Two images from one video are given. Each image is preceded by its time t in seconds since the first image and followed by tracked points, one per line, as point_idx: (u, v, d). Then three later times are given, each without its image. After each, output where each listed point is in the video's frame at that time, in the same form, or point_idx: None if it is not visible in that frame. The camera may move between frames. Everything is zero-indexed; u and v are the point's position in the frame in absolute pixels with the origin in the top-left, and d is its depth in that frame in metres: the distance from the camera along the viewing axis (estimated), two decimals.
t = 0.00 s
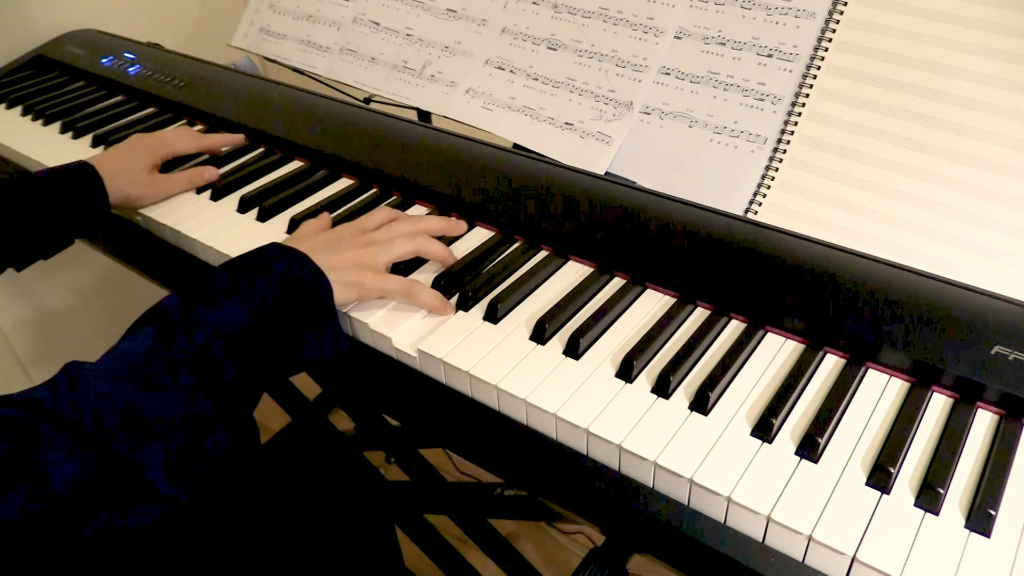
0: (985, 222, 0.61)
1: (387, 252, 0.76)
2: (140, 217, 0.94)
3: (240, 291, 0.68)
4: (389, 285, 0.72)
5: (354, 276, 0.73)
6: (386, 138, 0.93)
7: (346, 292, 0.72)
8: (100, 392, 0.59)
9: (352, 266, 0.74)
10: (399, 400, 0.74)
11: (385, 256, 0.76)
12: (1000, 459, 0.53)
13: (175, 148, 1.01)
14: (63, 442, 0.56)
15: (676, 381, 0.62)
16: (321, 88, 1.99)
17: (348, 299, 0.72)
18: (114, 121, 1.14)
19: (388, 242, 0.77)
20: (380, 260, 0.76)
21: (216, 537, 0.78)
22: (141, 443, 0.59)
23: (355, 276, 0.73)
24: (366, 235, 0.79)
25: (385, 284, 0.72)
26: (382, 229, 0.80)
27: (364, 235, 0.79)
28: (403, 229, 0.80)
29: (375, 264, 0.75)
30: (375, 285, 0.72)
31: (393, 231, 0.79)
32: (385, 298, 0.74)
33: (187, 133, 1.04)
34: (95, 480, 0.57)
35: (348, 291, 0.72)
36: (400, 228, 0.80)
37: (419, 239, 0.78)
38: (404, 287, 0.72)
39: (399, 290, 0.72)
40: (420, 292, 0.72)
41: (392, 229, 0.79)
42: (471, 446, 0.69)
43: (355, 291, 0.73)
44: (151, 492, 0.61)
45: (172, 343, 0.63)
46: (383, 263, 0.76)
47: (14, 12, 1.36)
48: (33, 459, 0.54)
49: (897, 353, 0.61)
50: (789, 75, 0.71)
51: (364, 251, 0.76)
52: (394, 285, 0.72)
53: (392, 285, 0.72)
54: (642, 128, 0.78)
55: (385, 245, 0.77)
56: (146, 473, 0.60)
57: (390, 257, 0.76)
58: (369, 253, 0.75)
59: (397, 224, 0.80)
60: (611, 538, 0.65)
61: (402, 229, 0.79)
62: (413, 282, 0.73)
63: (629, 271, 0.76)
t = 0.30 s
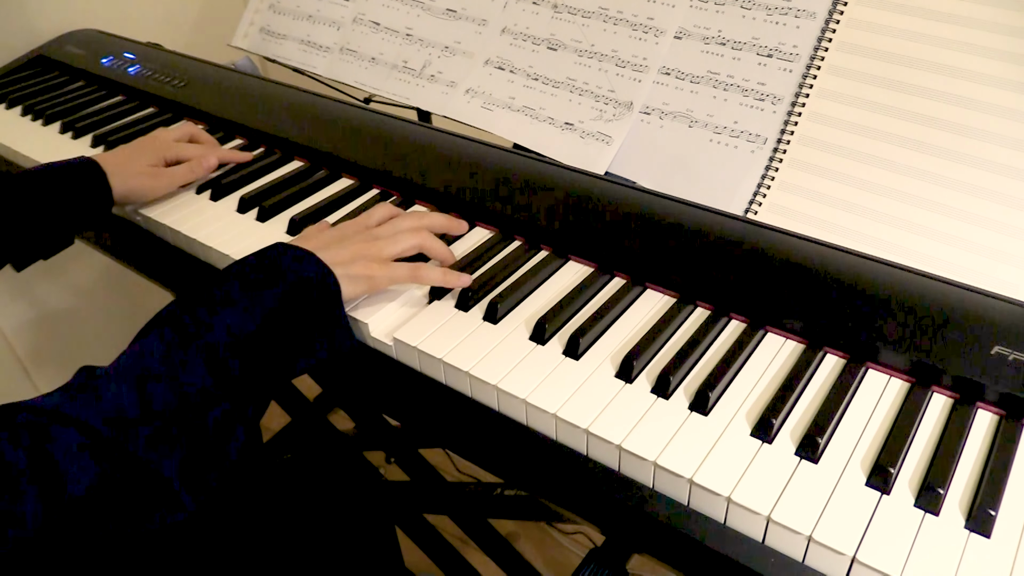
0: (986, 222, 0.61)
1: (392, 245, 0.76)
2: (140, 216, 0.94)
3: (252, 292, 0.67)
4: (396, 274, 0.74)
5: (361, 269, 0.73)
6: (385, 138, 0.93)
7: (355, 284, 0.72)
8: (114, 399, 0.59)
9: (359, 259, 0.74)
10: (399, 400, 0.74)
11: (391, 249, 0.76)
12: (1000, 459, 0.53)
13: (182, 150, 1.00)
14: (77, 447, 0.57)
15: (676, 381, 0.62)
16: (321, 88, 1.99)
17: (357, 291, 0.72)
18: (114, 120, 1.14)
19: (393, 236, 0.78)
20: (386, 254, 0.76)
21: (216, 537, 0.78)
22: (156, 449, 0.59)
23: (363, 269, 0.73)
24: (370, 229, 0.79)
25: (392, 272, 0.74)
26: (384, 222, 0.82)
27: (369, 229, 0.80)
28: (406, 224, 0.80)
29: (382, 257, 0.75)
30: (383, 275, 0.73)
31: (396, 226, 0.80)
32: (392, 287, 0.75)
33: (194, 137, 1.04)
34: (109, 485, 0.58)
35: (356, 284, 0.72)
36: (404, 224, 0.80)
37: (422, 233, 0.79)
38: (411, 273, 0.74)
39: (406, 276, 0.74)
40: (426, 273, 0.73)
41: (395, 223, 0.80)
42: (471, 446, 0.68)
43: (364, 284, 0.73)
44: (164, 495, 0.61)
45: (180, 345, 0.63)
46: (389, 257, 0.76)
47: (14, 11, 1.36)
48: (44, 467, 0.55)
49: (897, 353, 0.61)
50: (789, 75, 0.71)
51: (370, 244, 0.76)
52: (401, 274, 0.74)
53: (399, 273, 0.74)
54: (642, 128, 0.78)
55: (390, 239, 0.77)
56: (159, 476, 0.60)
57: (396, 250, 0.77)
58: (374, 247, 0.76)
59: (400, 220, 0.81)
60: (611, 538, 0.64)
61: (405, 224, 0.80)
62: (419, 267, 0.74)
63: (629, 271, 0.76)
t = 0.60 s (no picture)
0: (986, 222, 0.61)
1: (406, 243, 0.76)
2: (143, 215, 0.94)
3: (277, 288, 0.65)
4: (413, 272, 0.73)
5: (377, 267, 0.72)
6: (385, 138, 0.93)
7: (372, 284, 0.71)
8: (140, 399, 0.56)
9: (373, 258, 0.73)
10: (399, 400, 0.74)
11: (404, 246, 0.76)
12: (1000, 459, 0.53)
13: (185, 149, 1.00)
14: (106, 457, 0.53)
15: (676, 381, 0.62)
16: (321, 88, 1.99)
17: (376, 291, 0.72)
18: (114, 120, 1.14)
19: (406, 233, 0.77)
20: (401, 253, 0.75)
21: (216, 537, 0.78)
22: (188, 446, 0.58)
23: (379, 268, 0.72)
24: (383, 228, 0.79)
25: (409, 270, 0.73)
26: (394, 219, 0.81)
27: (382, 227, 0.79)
28: (415, 219, 0.80)
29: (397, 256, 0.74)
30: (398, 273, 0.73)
31: (408, 222, 0.79)
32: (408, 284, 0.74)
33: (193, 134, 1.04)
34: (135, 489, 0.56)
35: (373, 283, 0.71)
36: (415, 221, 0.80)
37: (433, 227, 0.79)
38: (428, 268, 0.73)
39: (424, 273, 0.73)
40: (444, 270, 0.73)
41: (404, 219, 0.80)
42: (471, 446, 0.68)
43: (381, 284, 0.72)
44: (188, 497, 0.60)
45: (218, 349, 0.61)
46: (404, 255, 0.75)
47: (14, 11, 1.36)
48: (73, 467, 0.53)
49: (896, 352, 0.61)
50: (788, 75, 0.71)
51: (384, 243, 0.75)
52: (417, 270, 0.73)
53: (417, 271, 0.73)
54: (642, 128, 0.78)
55: (403, 237, 0.77)
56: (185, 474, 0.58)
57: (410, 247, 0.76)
58: (389, 247, 0.75)
59: (410, 216, 0.80)
60: (611, 538, 0.64)
61: (416, 219, 0.80)
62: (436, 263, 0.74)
63: (629, 271, 0.76)
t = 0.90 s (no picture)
0: (986, 223, 0.61)
1: (422, 230, 0.76)
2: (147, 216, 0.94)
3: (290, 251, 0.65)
4: (427, 265, 0.73)
5: (395, 252, 0.72)
6: (385, 138, 0.93)
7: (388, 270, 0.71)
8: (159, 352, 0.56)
9: (391, 241, 0.73)
10: (399, 400, 0.74)
11: (420, 234, 0.76)
12: (1000, 459, 0.53)
13: (188, 149, 1.01)
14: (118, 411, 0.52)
15: (676, 381, 0.62)
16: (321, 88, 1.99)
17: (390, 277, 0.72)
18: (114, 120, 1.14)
19: (422, 220, 0.77)
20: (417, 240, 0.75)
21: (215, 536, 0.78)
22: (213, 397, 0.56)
23: (397, 253, 0.72)
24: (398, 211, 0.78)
25: (423, 262, 0.73)
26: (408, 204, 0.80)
27: (398, 211, 0.78)
28: (429, 206, 0.80)
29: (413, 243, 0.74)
30: (414, 263, 0.72)
31: (422, 207, 0.79)
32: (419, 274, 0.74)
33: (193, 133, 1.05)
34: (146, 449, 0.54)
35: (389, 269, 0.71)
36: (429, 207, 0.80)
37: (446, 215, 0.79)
38: (441, 266, 0.73)
39: (436, 270, 0.73)
40: (457, 271, 0.73)
41: (419, 204, 0.79)
42: (472, 446, 0.68)
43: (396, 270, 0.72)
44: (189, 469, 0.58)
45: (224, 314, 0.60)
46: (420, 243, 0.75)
47: (13, 12, 1.36)
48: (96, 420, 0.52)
49: (896, 352, 0.61)
50: (789, 75, 0.71)
51: (401, 229, 0.75)
52: (432, 264, 0.73)
53: (429, 265, 0.73)
54: (642, 128, 0.78)
55: (420, 223, 0.77)
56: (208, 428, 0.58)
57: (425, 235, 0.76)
58: (405, 233, 0.75)
59: (426, 203, 0.80)
60: (611, 538, 0.64)
61: (429, 204, 0.80)
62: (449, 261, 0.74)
63: (629, 271, 0.76)
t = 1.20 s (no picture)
0: (986, 222, 0.61)
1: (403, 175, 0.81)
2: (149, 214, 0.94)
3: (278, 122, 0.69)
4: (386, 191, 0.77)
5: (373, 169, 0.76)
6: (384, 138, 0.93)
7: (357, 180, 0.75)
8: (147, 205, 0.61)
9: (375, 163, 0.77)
10: (399, 400, 0.73)
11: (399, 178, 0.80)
12: (1000, 458, 0.53)
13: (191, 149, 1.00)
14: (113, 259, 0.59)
15: (676, 380, 0.62)
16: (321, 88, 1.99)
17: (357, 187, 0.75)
18: (114, 120, 1.14)
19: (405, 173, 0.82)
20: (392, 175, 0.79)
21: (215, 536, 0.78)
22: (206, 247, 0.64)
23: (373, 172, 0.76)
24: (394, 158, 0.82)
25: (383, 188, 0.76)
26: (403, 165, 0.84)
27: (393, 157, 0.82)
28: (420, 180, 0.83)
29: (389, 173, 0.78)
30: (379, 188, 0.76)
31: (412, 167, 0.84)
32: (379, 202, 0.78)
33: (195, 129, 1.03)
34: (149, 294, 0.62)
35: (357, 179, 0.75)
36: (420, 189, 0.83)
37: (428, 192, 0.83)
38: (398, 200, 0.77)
39: (392, 198, 0.77)
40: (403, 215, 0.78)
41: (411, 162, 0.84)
42: (471, 445, 0.68)
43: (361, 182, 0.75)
44: (192, 335, 0.66)
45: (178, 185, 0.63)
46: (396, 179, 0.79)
47: (14, 12, 1.36)
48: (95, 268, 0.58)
49: (896, 353, 0.61)
50: (789, 75, 0.71)
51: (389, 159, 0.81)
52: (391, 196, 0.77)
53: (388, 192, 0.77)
54: (642, 128, 0.78)
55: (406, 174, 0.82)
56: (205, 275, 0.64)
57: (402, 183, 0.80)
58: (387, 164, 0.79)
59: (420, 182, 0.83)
60: (611, 538, 0.64)
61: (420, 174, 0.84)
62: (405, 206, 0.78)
63: (629, 271, 0.76)
